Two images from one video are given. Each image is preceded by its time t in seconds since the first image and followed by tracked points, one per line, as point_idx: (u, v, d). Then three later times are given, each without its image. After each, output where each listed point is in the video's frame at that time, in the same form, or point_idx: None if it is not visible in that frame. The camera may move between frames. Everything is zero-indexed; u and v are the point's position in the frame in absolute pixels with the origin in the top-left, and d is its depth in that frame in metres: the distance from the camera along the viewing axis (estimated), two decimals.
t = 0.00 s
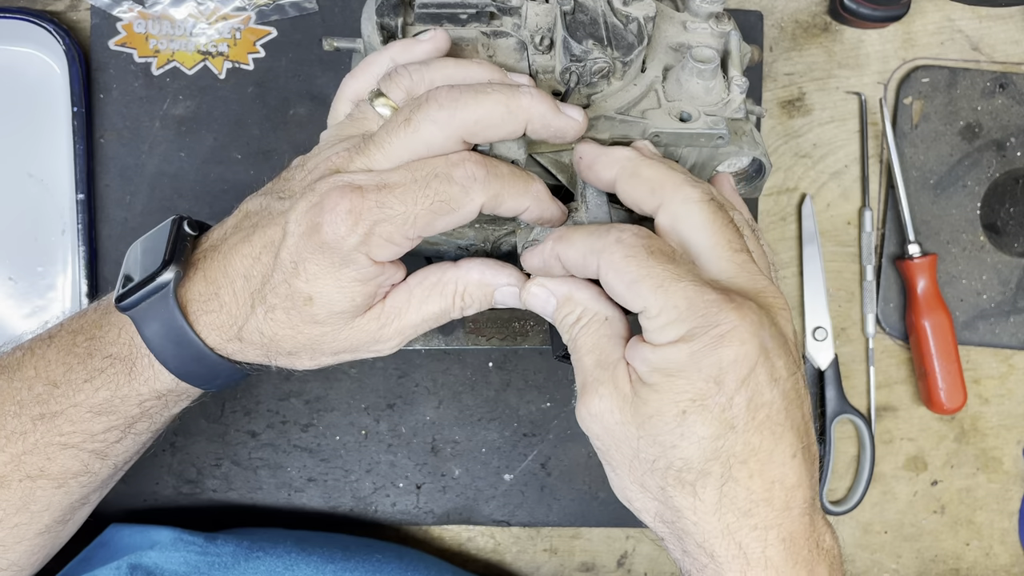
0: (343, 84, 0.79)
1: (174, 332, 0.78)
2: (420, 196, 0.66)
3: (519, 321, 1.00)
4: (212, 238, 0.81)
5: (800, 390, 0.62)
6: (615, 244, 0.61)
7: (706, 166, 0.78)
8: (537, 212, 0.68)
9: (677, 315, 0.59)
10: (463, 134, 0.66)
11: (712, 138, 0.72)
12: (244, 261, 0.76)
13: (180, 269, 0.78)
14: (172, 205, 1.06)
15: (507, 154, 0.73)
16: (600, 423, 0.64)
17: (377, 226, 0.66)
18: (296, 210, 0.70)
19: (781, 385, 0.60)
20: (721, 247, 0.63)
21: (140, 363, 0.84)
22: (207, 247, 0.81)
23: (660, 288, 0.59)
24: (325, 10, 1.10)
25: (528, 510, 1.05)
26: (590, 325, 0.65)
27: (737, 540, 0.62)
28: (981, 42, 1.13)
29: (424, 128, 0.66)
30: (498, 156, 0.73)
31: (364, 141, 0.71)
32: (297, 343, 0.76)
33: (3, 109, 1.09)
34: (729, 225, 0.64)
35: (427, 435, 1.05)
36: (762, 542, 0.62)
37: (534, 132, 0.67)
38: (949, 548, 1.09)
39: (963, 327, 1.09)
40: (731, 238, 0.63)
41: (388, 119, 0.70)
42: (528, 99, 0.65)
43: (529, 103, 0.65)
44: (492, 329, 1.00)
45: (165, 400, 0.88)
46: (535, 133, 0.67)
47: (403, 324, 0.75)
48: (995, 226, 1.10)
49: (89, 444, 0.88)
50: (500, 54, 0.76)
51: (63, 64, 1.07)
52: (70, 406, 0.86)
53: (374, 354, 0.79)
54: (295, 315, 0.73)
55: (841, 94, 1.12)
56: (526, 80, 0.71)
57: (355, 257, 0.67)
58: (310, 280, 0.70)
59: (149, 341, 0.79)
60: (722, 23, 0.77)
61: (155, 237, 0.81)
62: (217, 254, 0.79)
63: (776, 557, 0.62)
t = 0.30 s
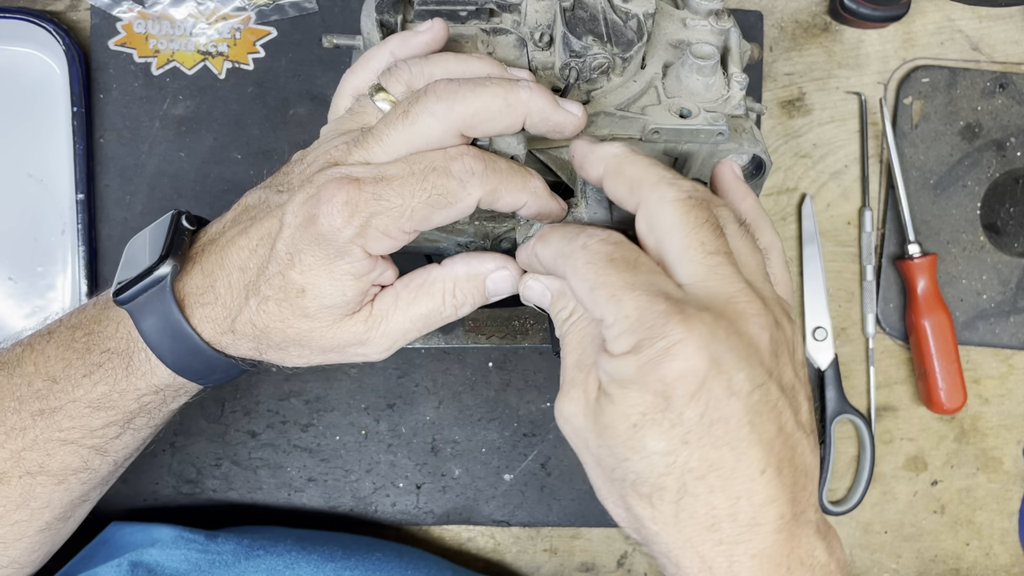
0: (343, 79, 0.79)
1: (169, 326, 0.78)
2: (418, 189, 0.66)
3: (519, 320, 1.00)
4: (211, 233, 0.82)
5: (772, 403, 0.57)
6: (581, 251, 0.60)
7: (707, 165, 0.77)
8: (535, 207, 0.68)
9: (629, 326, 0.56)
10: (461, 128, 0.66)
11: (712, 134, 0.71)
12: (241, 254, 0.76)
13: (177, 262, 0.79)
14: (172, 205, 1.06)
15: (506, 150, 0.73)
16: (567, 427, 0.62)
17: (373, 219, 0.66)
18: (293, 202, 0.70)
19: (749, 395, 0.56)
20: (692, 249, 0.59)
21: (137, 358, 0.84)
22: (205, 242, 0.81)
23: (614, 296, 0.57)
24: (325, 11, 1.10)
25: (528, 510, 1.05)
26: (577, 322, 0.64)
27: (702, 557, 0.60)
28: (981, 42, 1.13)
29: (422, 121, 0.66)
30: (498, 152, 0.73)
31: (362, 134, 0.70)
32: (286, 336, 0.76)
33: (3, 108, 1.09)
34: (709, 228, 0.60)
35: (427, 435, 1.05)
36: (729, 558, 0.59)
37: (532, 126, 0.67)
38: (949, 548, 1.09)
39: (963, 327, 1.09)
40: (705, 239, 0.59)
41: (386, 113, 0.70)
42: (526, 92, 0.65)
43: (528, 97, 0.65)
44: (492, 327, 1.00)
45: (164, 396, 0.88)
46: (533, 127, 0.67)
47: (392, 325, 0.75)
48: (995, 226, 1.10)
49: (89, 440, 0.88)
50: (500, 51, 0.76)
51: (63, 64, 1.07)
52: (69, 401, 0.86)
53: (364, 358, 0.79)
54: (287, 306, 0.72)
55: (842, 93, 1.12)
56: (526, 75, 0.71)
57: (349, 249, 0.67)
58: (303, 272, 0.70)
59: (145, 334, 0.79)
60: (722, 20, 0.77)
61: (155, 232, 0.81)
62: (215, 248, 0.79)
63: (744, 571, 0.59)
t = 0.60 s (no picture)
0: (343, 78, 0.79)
1: (166, 323, 0.79)
2: (417, 189, 0.66)
3: (519, 320, 0.98)
4: (209, 230, 0.82)
5: (697, 492, 0.61)
6: (550, 309, 0.60)
7: (706, 163, 0.77)
8: (534, 208, 0.68)
9: (567, 400, 0.59)
10: (460, 128, 0.66)
11: (713, 134, 0.71)
12: (239, 251, 0.76)
13: (175, 258, 0.79)
14: (172, 204, 1.06)
15: (506, 149, 0.73)
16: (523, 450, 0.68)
17: (372, 217, 0.66)
18: (292, 199, 0.70)
19: (676, 484, 0.59)
20: (645, 330, 0.57)
21: (133, 354, 0.84)
22: (204, 239, 0.81)
23: (561, 370, 0.59)
24: (325, 11, 1.10)
25: (528, 510, 1.05)
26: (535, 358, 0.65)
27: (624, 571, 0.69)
28: (982, 42, 1.13)
29: (422, 121, 0.66)
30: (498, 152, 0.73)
31: (362, 133, 0.70)
32: (284, 334, 0.75)
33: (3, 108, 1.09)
34: (672, 311, 0.57)
35: (427, 435, 1.05)
36: None
37: (532, 126, 0.67)
38: (950, 548, 1.09)
39: (963, 327, 1.09)
40: (661, 322, 0.56)
41: (387, 112, 0.70)
42: (527, 93, 0.65)
43: (528, 97, 0.65)
44: (492, 327, 0.99)
45: (160, 392, 0.88)
46: (533, 127, 0.67)
47: (389, 319, 0.75)
48: (995, 226, 1.10)
49: (87, 437, 0.88)
50: (500, 50, 0.76)
51: (63, 64, 1.07)
52: (67, 398, 0.86)
53: (362, 353, 0.79)
54: (283, 305, 0.72)
55: (842, 94, 1.12)
56: (527, 75, 0.71)
57: (348, 247, 0.67)
58: (299, 269, 0.70)
59: (142, 331, 0.79)
60: (722, 20, 0.77)
61: (154, 230, 0.81)
62: (213, 246, 0.79)
63: None
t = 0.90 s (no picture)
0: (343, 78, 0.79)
1: (169, 324, 0.79)
2: (418, 188, 0.66)
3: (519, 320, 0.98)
4: (211, 231, 0.82)
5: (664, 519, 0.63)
6: (535, 337, 0.60)
7: (706, 163, 0.77)
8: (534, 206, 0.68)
9: (539, 430, 0.60)
10: (460, 126, 0.66)
11: (713, 133, 0.71)
12: (241, 251, 0.76)
13: (177, 260, 0.79)
14: (172, 204, 1.06)
15: (507, 149, 0.73)
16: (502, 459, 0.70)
17: (372, 217, 0.66)
18: (293, 200, 0.70)
19: (641, 514, 0.62)
20: (616, 371, 0.57)
21: (137, 356, 0.85)
22: (206, 240, 0.81)
23: (535, 401, 0.60)
24: (325, 11, 1.10)
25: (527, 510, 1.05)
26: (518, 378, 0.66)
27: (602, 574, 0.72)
28: (981, 42, 1.13)
29: (422, 119, 0.66)
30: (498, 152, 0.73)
31: (362, 131, 0.70)
32: (288, 334, 0.75)
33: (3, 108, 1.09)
34: (633, 349, 0.57)
35: (427, 436, 1.05)
36: None
37: (532, 124, 0.67)
38: (950, 548, 1.09)
39: (963, 327, 1.09)
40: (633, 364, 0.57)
41: (387, 110, 0.70)
42: (527, 90, 0.65)
43: (527, 95, 0.65)
44: (492, 326, 0.98)
45: (164, 394, 0.88)
46: (533, 125, 0.67)
47: (393, 319, 0.75)
48: (995, 226, 1.10)
49: (89, 437, 0.88)
50: (500, 50, 0.76)
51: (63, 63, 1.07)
52: (68, 399, 0.86)
53: (367, 353, 0.79)
54: (288, 305, 0.72)
55: (842, 94, 1.12)
56: (527, 73, 0.71)
57: (350, 246, 0.67)
58: (303, 270, 0.69)
59: (145, 332, 0.79)
60: (722, 20, 0.77)
61: (155, 231, 0.81)
62: (215, 247, 0.79)
63: None
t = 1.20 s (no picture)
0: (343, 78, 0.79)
1: (169, 324, 0.79)
2: (417, 187, 0.66)
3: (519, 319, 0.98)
4: (211, 230, 0.82)
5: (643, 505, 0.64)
6: (529, 316, 0.61)
7: (706, 162, 0.77)
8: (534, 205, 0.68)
9: (523, 410, 0.61)
10: (459, 125, 0.66)
11: (713, 133, 0.71)
12: (241, 251, 0.76)
13: (177, 260, 0.79)
14: (172, 204, 1.06)
15: (506, 148, 0.73)
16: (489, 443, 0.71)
17: (372, 216, 0.66)
18: (292, 199, 0.70)
19: (616, 502, 0.62)
20: (602, 358, 0.58)
21: (137, 355, 0.85)
22: (205, 239, 0.81)
23: (522, 379, 0.61)
24: (325, 11, 1.10)
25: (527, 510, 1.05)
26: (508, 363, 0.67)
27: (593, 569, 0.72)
28: (982, 42, 1.13)
29: (422, 117, 0.66)
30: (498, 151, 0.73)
31: (362, 130, 0.70)
32: (289, 333, 0.75)
33: (3, 108, 1.09)
34: (618, 335, 0.58)
35: (427, 435, 1.05)
36: None
37: (532, 123, 0.67)
38: (950, 548, 1.09)
39: (963, 327, 1.09)
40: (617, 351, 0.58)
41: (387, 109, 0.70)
42: (526, 89, 0.65)
43: (527, 94, 0.65)
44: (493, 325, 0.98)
45: (164, 394, 0.88)
46: (533, 124, 0.67)
47: (393, 316, 0.75)
48: (995, 226, 1.10)
49: (89, 437, 0.88)
50: (500, 49, 0.75)
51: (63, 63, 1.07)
52: (68, 398, 0.86)
53: (367, 351, 0.79)
54: (287, 304, 0.72)
55: (842, 93, 1.12)
56: (527, 72, 0.71)
57: (350, 246, 0.67)
58: (303, 269, 0.69)
59: (145, 332, 0.79)
60: (722, 20, 0.77)
61: (155, 230, 0.81)
62: (215, 246, 0.79)
63: None
